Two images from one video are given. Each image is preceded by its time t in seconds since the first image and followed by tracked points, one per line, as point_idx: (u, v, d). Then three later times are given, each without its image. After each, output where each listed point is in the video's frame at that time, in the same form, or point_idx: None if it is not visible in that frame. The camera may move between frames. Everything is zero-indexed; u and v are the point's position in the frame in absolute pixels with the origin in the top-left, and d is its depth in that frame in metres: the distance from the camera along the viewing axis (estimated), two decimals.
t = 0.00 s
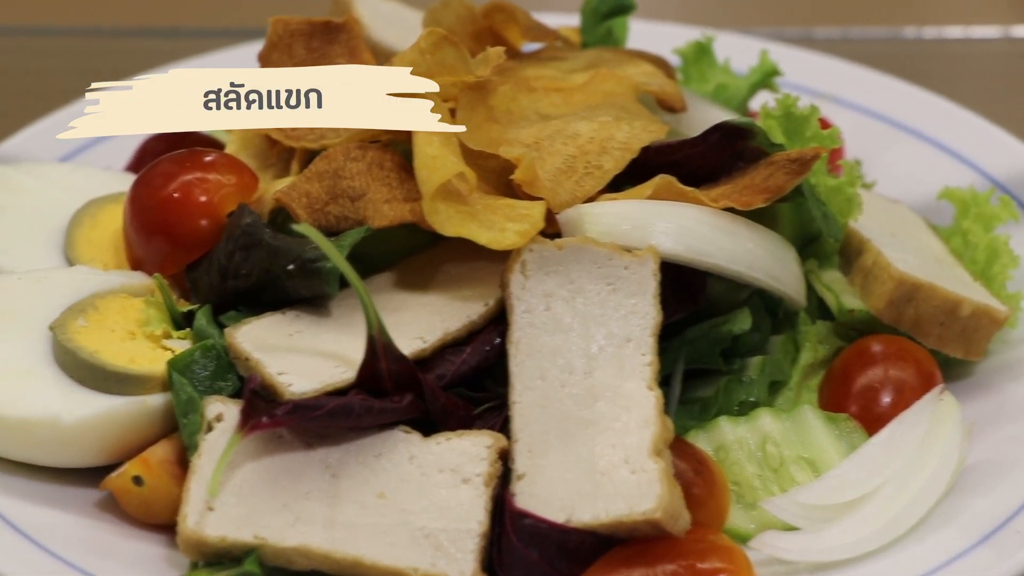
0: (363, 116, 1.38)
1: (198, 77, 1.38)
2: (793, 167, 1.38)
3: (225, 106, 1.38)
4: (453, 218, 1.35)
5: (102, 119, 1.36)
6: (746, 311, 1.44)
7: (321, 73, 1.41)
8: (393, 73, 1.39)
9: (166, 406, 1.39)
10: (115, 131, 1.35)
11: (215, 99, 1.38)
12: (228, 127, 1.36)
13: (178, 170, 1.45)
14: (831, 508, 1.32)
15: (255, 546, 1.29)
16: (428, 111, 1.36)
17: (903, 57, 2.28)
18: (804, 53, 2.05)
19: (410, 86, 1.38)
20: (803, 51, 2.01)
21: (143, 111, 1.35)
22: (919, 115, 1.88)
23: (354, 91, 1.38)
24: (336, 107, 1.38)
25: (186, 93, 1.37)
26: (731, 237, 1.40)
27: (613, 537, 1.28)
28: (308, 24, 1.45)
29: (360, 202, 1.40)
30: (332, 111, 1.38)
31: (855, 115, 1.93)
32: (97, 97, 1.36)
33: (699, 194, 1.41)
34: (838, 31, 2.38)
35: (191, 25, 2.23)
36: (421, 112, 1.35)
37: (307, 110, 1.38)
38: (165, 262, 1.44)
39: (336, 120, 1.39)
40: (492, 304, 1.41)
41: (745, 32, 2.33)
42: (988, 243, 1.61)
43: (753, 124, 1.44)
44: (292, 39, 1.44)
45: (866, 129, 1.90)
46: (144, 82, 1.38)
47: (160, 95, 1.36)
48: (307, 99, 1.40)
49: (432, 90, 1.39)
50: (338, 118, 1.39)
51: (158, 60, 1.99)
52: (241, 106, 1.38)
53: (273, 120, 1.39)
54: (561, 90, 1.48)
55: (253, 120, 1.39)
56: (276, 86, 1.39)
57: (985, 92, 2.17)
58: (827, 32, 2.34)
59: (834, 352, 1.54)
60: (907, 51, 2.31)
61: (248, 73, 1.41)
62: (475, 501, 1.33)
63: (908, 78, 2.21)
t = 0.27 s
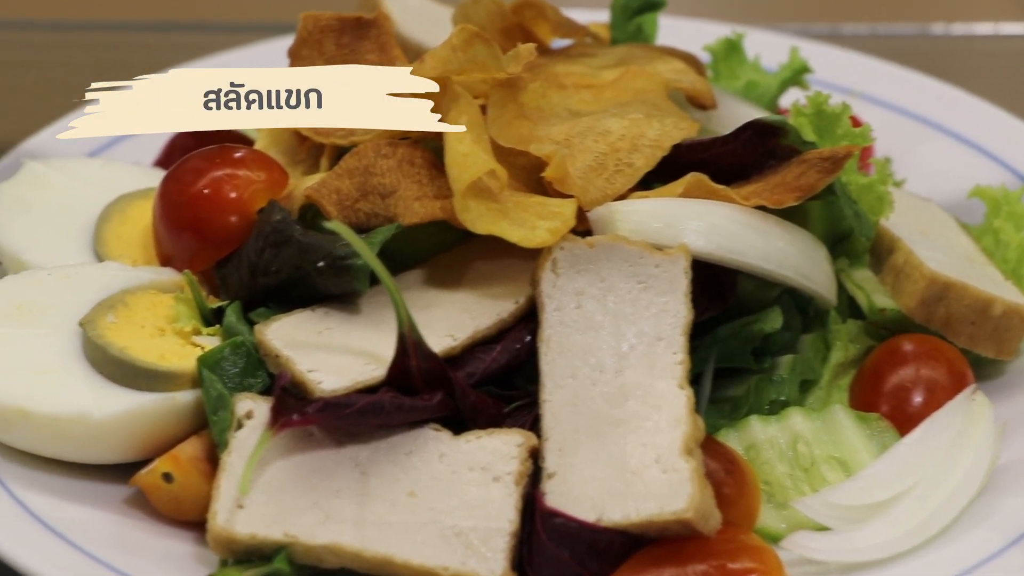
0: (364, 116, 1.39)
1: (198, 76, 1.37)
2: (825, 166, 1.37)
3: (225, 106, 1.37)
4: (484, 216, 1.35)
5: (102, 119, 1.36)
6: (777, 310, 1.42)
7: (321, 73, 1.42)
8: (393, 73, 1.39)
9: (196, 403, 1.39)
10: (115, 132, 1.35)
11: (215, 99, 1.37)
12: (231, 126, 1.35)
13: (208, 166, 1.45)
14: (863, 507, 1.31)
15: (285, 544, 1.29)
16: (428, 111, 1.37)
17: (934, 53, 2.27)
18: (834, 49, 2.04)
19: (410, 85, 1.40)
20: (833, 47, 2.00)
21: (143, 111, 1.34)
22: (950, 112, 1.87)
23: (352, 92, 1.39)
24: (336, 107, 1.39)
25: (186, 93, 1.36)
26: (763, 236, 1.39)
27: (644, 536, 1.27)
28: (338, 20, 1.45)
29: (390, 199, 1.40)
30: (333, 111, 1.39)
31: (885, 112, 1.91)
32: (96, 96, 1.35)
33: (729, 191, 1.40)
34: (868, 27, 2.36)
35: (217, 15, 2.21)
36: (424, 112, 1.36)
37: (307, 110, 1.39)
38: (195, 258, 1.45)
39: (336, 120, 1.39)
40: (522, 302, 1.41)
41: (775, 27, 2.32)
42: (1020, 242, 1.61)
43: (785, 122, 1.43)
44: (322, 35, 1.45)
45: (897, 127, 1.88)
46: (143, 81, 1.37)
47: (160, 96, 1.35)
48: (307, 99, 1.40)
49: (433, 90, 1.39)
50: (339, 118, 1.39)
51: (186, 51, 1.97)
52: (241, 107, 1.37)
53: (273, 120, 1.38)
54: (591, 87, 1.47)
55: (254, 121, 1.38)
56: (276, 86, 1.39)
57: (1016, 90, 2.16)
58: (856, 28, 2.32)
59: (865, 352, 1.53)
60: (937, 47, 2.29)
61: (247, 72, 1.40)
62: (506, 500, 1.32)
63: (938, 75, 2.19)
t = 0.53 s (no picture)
0: (364, 115, 1.41)
1: (199, 76, 1.38)
2: (859, 165, 1.36)
3: (225, 106, 1.39)
4: (517, 214, 1.35)
5: (102, 119, 1.38)
6: (810, 309, 1.42)
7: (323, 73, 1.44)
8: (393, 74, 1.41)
9: (228, 400, 1.39)
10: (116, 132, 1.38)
11: (216, 99, 1.38)
12: (229, 125, 1.36)
13: (241, 164, 1.45)
14: (896, 508, 1.31)
15: (318, 542, 1.29)
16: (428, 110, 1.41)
17: (965, 52, 2.26)
18: (865, 47, 2.03)
19: (410, 86, 1.42)
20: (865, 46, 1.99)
21: (143, 111, 1.37)
22: (983, 112, 1.86)
23: (353, 91, 1.42)
24: (336, 107, 1.40)
25: (186, 93, 1.38)
26: (796, 235, 1.38)
27: (677, 535, 1.26)
28: (370, 17, 1.46)
29: (423, 197, 1.40)
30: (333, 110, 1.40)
31: (917, 111, 1.90)
32: (97, 97, 1.38)
33: (763, 190, 1.40)
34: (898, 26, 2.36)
35: (249, 10, 2.20)
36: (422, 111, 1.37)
37: (307, 110, 1.40)
38: (227, 256, 1.45)
39: (336, 120, 1.41)
40: (555, 300, 1.40)
41: (804, 25, 2.31)
42: None
43: (818, 120, 1.42)
44: (355, 32, 1.46)
45: (930, 125, 1.88)
46: (144, 82, 1.39)
47: (160, 95, 1.37)
48: (307, 98, 1.41)
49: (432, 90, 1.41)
50: (339, 118, 1.41)
51: (218, 46, 1.96)
52: (241, 106, 1.38)
53: (273, 119, 1.39)
54: (623, 84, 1.46)
55: (254, 120, 1.39)
56: (276, 86, 1.40)
57: None
58: (886, 27, 2.32)
59: (897, 351, 1.53)
60: (968, 45, 2.28)
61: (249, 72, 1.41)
62: (539, 499, 1.32)
63: (969, 73, 2.18)
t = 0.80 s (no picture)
0: (363, 114, 1.43)
1: (199, 77, 1.41)
2: (892, 165, 1.36)
3: (225, 106, 1.41)
4: (551, 214, 1.35)
5: (102, 119, 1.41)
6: (844, 310, 1.42)
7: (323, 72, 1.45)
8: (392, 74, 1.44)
9: (262, 399, 1.39)
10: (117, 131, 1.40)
11: (216, 99, 1.41)
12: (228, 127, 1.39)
13: (275, 163, 1.45)
14: (931, 508, 1.30)
15: (352, 540, 1.30)
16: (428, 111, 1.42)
17: (998, 51, 2.24)
18: (898, 48, 2.03)
19: (409, 86, 1.45)
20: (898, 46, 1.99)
21: (143, 111, 1.39)
22: (1018, 114, 1.85)
23: (353, 91, 1.44)
24: (336, 108, 1.43)
25: (186, 93, 1.40)
26: (831, 235, 1.37)
27: (710, 535, 1.24)
28: (404, 17, 1.48)
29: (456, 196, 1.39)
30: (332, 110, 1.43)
31: (951, 112, 1.90)
32: (97, 96, 1.40)
33: (797, 190, 1.39)
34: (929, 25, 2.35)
35: (282, 11, 2.21)
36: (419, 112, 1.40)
37: (307, 110, 1.42)
38: (261, 254, 1.45)
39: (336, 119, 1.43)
40: (589, 299, 1.40)
41: (835, 25, 2.31)
42: None
43: (852, 121, 1.42)
44: (387, 31, 1.48)
45: (963, 125, 1.87)
46: (145, 81, 1.41)
47: (160, 95, 1.40)
48: (307, 98, 1.43)
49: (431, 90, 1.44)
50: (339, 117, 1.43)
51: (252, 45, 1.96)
52: (240, 107, 1.41)
53: (274, 119, 1.42)
54: (655, 84, 1.47)
55: (254, 120, 1.42)
56: (276, 86, 1.43)
57: None
58: (917, 27, 2.31)
59: (931, 351, 1.53)
60: (1001, 44, 2.27)
61: (248, 72, 1.44)
62: (572, 498, 1.32)
63: (1002, 73, 2.17)
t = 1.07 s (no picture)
0: (365, 114, 1.41)
1: (199, 76, 1.38)
2: (926, 167, 1.36)
3: (225, 106, 1.38)
4: (586, 215, 1.35)
5: (102, 119, 1.37)
6: (878, 312, 1.42)
7: (322, 72, 1.43)
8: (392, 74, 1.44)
9: (297, 399, 1.40)
10: (116, 131, 1.37)
11: (215, 99, 1.38)
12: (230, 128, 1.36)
13: (310, 164, 1.46)
14: (966, 510, 1.30)
15: (386, 540, 1.30)
16: (428, 110, 1.44)
17: None
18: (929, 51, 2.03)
19: (409, 86, 1.46)
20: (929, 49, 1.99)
21: (143, 111, 1.36)
22: None
23: (353, 91, 1.41)
24: (337, 108, 1.40)
25: (186, 93, 1.37)
26: (864, 237, 1.37)
27: (744, 537, 1.24)
28: (438, 19, 1.49)
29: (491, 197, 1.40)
30: (333, 109, 1.40)
31: (984, 115, 1.90)
32: (97, 96, 1.37)
33: (831, 193, 1.39)
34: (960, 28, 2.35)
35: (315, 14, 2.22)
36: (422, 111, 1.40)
37: (307, 110, 1.40)
38: (296, 255, 1.46)
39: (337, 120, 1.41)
40: (623, 301, 1.40)
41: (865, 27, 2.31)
42: None
43: (886, 123, 1.42)
44: (422, 33, 1.49)
45: (996, 128, 1.87)
46: (145, 81, 1.38)
47: (160, 95, 1.37)
48: (307, 99, 1.41)
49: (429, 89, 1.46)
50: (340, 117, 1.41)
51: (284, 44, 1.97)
52: (241, 107, 1.38)
53: (274, 120, 1.39)
54: (688, 87, 1.47)
55: (254, 120, 1.38)
56: (276, 86, 1.40)
57: None
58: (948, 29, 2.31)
59: (964, 354, 1.53)
60: None
61: (246, 70, 1.40)
62: (607, 499, 1.32)
63: None
